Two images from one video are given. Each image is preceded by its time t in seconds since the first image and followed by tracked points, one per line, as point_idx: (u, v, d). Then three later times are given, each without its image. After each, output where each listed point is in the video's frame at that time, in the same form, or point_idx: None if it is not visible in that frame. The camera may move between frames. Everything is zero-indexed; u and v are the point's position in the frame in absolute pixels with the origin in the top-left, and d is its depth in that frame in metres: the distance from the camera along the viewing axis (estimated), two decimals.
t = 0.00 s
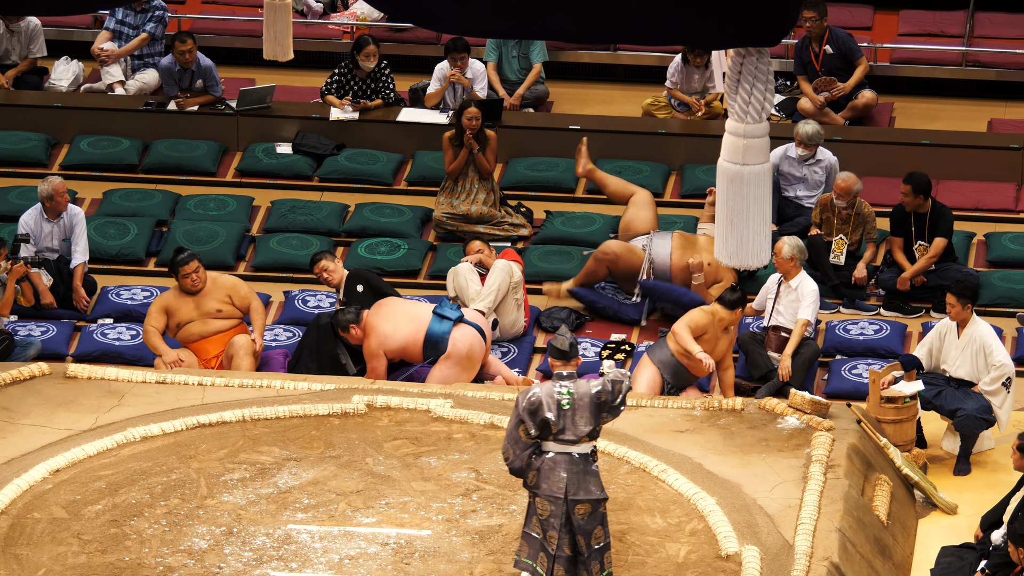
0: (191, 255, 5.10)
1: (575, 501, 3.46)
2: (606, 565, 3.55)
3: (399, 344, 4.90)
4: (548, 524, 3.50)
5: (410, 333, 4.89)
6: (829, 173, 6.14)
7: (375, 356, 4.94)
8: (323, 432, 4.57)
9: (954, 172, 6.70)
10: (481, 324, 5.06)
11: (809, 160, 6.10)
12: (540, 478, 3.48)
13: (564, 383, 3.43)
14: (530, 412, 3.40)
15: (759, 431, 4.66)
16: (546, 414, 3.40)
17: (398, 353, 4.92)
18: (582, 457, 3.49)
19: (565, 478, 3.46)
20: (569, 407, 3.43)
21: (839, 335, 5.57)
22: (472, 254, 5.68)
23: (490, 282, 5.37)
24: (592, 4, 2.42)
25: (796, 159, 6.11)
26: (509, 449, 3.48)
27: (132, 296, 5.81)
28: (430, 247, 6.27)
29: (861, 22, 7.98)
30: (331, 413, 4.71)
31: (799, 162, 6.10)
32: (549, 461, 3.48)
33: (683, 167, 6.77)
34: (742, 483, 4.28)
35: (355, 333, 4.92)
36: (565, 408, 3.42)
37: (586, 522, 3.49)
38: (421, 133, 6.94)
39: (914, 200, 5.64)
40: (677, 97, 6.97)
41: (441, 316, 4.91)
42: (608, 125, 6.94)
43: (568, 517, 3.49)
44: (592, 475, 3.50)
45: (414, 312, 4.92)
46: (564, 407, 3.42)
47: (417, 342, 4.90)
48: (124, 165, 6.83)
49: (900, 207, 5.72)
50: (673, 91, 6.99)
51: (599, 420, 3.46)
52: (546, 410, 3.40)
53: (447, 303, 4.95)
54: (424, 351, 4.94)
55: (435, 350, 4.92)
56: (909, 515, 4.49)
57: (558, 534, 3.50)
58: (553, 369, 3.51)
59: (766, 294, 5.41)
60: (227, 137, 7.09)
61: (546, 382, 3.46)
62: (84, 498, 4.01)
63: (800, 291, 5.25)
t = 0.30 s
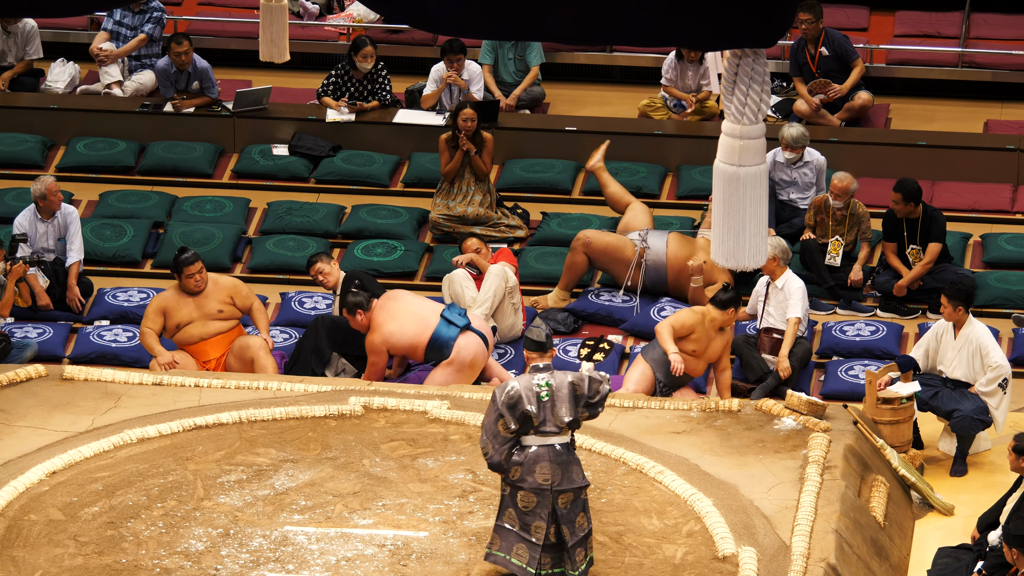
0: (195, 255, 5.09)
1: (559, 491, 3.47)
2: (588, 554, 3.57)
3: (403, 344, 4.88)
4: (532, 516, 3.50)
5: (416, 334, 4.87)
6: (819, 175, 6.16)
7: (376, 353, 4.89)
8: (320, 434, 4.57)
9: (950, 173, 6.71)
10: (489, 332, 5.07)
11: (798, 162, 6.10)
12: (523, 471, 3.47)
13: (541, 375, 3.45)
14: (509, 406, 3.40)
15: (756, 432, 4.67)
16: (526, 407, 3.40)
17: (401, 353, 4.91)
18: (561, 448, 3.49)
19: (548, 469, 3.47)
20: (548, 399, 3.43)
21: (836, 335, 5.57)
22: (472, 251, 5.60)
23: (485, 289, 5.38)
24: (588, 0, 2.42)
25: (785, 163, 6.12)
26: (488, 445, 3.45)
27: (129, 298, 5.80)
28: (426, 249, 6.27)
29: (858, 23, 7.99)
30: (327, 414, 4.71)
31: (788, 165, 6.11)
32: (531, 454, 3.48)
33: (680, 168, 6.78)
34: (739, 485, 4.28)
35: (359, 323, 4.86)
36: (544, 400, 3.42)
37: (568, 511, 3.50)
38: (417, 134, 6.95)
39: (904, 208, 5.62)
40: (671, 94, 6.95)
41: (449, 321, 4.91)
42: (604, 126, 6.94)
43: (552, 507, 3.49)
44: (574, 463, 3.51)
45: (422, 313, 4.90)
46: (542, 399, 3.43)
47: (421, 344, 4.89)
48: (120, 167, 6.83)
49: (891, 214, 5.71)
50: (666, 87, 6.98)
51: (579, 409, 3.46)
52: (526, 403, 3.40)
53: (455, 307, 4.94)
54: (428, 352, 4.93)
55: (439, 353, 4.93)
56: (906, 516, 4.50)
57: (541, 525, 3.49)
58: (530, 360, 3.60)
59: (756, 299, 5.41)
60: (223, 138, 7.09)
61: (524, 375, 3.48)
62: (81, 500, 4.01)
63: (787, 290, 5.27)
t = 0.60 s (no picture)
0: (208, 256, 5.06)
1: (556, 482, 3.52)
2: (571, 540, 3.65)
3: (410, 340, 4.95)
4: (532, 511, 3.52)
5: (426, 331, 4.95)
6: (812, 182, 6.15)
7: (387, 342, 4.89)
8: (316, 436, 4.57)
9: (945, 175, 6.73)
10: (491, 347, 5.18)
11: (789, 168, 6.12)
12: (521, 469, 3.47)
13: (532, 369, 3.47)
14: (506, 404, 3.40)
15: (751, 434, 4.68)
16: (523, 403, 3.42)
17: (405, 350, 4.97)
18: (554, 440, 3.53)
19: (546, 463, 3.49)
20: (540, 393, 3.46)
21: (830, 337, 5.59)
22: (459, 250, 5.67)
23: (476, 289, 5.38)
24: (583, 1, 2.42)
25: (778, 169, 6.14)
26: (487, 447, 3.41)
27: (124, 300, 5.80)
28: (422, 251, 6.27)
29: (852, 25, 8.01)
30: (323, 416, 4.72)
31: (780, 171, 6.13)
32: (527, 450, 3.48)
33: (675, 170, 6.78)
34: (734, 486, 4.29)
35: (373, 308, 4.90)
36: (537, 395, 3.45)
37: (560, 502, 3.57)
38: (412, 136, 6.95)
39: (899, 212, 5.62)
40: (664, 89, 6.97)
41: (460, 328, 5.00)
42: (599, 128, 6.96)
43: (548, 501, 3.54)
44: (565, 453, 3.55)
45: (435, 313, 5.00)
46: (535, 394, 3.45)
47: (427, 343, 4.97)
48: (115, 169, 6.83)
49: (884, 219, 5.70)
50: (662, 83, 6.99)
51: (569, 400, 3.50)
52: (521, 400, 3.42)
53: (466, 315, 5.03)
54: (433, 354, 5.00)
55: (444, 358, 5.00)
56: (901, 517, 4.51)
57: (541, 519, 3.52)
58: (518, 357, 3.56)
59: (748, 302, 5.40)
60: (218, 140, 7.09)
61: (512, 371, 3.49)
62: (76, 502, 4.01)
63: (778, 291, 5.27)
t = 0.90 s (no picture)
0: (222, 254, 5.06)
1: (554, 472, 3.55)
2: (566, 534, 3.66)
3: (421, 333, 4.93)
4: (534, 504, 3.52)
5: (436, 326, 4.96)
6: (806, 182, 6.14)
7: (408, 321, 4.85)
8: (312, 435, 4.57)
9: (940, 173, 6.74)
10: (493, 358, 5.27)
11: (782, 171, 6.12)
12: (523, 459, 3.49)
13: (533, 358, 3.49)
14: (508, 393, 3.42)
15: (747, 432, 4.68)
16: (525, 391, 3.44)
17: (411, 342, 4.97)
18: (550, 429, 3.55)
19: (545, 451, 3.52)
20: (539, 381, 3.47)
21: (826, 335, 5.59)
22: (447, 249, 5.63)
23: (481, 293, 5.42)
24: (580, 1, 2.43)
25: (770, 172, 6.13)
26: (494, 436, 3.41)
27: (120, 299, 5.79)
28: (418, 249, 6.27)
29: (848, 23, 8.02)
30: (319, 415, 4.72)
31: (774, 174, 6.13)
32: (527, 439, 3.50)
33: (671, 168, 6.78)
34: (730, 484, 4.30)
35: (385, 295, 4.89)
36: (537, 383, 3.47)
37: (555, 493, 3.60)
38: (408, 134, 6.95)
39: (898, 205, 5.61)
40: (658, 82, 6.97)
41: (465, 331, 5.04)
42: (595, 126, 6.96)
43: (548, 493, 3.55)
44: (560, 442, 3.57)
45: (444, 309, 5.00)
46: (535, 382, 3.46)
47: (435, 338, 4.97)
48: (111, 168, 6.82)
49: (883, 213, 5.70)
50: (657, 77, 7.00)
51: (566, 387, 3.52)
52: (524, 389, 3.44)
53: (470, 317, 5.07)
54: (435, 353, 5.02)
55: (446, 357, 5.03)
56: (897, 515, 4.52)
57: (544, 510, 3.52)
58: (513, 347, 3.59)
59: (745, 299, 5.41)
60: (214, 139, 7.09)
61: (512, 360, 3.50)
62: (72, 501, 4.01)
63: (777, 289, 5.28)
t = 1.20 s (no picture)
0: (224, 258, 5.05)
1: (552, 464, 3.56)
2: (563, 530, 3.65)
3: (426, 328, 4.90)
4: (533, 496, 3.52)
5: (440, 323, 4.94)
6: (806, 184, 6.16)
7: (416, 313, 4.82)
8: (312, 436, 4.57)
9: (941, 174, 6.73)
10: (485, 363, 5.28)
11: (782, 171, 6.12)
12: (522, 451, 3.49)
13: (530, 352, 3.50)
14: (511, 385, 3.43)
15: (748, 433, 4.68)
16: (527, 383, 3.46)
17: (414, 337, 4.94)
18: (547, 422, 3.56)
19: (543, 443, 3.53)
20: (538, 373, 3.49)
21: (827, 337, 5.59)
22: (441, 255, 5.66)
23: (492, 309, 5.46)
24: (580, 1, 2.42)
25: (770, 172, 6.13)
26: (499, 428, 3.40)
27: (119, 300, 5.79)
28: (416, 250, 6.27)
29: (848, 24, 8.03)
30: (318, 416, 4.72)
31: (774, 174, 6.12)
32: (525, 432, 3.50)
33: (671, 168, 6.77)
34: (730, 486, 4.29)
35: (393, 287, 4.86)
36: (535, 373, 3.48)
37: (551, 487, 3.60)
38: (408, 135, 6.95)
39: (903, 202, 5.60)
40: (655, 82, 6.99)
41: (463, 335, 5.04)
42: (595, 128, 6.96)
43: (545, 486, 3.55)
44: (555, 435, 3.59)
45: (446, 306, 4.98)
46: (534, 373, 3.48)
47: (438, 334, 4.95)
48: (110, 169, 6.82)
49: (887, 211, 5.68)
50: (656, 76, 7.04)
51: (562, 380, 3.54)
52: (526, 380, 3.45)
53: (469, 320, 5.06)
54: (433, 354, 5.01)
55: (441, 359, 5.02)
56: (897, 517, 4.51)
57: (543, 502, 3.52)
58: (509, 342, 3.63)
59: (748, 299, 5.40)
60: (214, 140, 7.09)
61: (510, 354, 3.51)
62: (72, 503, 4.00)
63: (781, 291, 5.26)
